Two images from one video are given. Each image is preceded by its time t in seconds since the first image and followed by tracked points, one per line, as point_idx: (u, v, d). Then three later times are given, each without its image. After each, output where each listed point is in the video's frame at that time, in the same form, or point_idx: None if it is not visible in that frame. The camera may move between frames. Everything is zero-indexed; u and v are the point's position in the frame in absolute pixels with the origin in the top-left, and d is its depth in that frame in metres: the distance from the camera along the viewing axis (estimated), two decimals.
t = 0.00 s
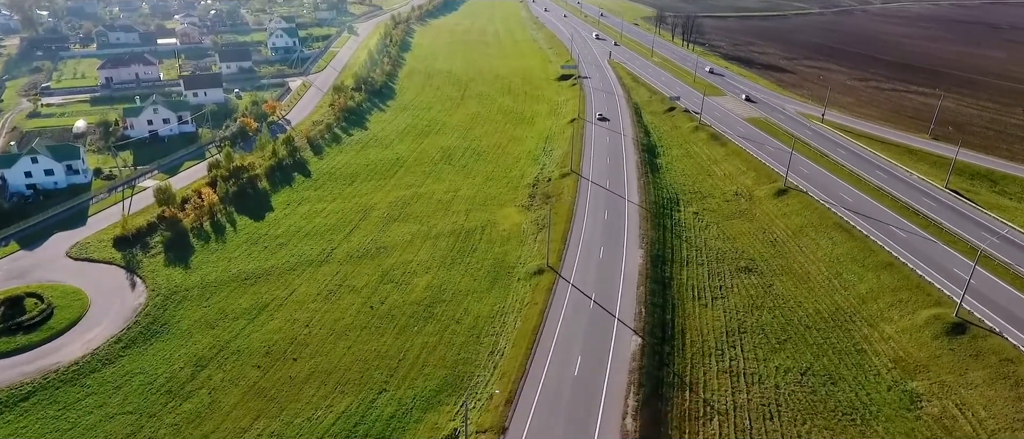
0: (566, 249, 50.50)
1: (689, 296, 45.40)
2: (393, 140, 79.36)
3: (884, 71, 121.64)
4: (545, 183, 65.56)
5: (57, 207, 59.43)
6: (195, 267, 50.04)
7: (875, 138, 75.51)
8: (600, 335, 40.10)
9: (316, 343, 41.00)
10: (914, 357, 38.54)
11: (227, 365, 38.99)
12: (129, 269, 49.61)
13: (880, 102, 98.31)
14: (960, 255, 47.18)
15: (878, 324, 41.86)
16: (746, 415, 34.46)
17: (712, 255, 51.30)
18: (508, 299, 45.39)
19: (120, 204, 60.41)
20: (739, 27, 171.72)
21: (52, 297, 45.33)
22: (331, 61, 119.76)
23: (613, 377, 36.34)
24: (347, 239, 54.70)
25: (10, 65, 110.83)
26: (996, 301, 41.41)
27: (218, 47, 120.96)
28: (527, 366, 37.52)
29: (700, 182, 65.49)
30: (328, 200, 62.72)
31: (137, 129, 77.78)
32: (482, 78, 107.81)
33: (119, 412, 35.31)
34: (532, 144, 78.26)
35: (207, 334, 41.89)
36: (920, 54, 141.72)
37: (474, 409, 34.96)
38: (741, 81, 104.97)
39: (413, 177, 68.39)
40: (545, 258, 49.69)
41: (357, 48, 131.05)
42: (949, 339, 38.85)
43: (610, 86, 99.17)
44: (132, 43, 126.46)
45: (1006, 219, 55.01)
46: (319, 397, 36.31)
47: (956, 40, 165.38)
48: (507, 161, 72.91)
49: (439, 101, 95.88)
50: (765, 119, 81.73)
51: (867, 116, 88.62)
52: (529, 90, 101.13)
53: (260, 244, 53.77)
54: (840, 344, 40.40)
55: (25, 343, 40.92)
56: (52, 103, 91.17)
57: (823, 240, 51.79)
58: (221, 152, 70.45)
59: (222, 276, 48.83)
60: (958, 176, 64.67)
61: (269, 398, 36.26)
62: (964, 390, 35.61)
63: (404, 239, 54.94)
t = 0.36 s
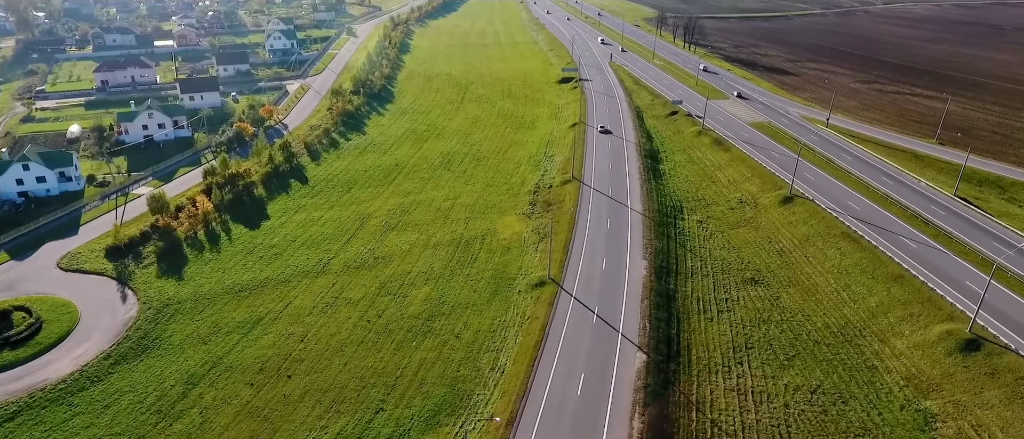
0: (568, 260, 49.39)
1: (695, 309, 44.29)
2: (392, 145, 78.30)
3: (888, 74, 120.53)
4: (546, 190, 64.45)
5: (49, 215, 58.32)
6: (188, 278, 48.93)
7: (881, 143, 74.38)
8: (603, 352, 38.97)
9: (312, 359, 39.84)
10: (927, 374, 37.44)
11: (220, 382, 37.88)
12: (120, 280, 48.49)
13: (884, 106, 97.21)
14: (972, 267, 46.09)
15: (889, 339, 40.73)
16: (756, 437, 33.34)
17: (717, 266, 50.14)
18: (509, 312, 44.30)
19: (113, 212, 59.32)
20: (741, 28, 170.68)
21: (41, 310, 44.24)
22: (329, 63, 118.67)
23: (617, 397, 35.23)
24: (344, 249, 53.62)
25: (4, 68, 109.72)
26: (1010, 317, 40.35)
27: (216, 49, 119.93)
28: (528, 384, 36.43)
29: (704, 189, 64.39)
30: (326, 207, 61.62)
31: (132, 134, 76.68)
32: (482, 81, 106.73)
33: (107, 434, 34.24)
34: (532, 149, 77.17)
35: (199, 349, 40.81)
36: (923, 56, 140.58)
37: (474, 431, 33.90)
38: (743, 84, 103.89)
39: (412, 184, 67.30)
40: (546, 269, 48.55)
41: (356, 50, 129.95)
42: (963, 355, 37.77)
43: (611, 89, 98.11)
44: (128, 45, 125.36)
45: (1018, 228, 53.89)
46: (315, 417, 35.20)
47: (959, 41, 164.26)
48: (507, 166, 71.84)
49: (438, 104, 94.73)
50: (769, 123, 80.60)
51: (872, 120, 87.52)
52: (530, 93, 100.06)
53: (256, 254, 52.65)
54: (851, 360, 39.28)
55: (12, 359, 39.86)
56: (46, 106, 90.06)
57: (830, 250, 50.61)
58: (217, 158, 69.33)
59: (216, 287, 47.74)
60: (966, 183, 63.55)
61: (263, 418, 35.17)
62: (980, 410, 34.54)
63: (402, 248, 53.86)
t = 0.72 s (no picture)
0: (571, 271, 48.23)
1: (701, 323, 43.16)
2: (391, 150, 77.17)
3: (892, 76, 119.39)
4: (547, 197, 63.30)
5: (40, 223, 57.17)
6: (181, 290, 47.73)
7: (887, 148, 73.25)
8: (607, 369, 37.85)
9: (307, 376, 38.74)
10: (941, 392, 36.37)
11: (213, 400, 36.82)
12: (112, 292, 47.31)
13: (889, 109, 96.08)
14: (985, 279, 45.00)
15: (901, 354, 39.61)
16: None
17: (723, 277, 48.99)
18: (510, 326, 43.17)
19: (106, 220, 58.15)
20: (742, 29, 169.54)
21: (29, 324, 43.26)
22: (328, 65, 117.51)
23: (622, 418, 34.17)
24: (341, 259, 52.51)
25: None
26: None
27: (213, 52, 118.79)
28: (530, 404, 35.34)
29: (708, 196, 63.26)
30: (323, 215, 60.47)
31: (127, 139, 75.52)
32: (482, 83, 105.59)
33: None
34: (533, 154, 76.04)
35: (191, 365, 39.74)
36: (927, 58, 139.42)
37: None
38: (746, 87, 102.73)
39: (411, 190, 66.19)
40: (548, 281, 47.38)
41: (355, 52, 128.77)
42: (978, 374, 36.70)
43: (613, 92, 96.96)
44: (124, 47, 124.17)
45: None
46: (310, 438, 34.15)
47: (963, 42, 163.12)
48: (507, 172, 70.72)
49: (437, 108, 93.56)
50: (773, 128, 79.45)
51: (877, 124, 86.40)
52: (530, 96, 98.92)
53: (251, 264, 51.51)
54: (862, 377, 38.16)
55: None
56: (40, 110, 88.85)
57: (839, 260, 49.45)
58: (213, 164, 68.14)
59: (209, 299, 46.62)
60: (975, 190, 62.45)
61: None
62: (996, 431, 33.52)
63: (401, 258, 52.72)
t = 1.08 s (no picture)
0: (573, 282, 47.10)
1: (707, 338, 42.02)
2: (389, 155, 76.02)
3: (895, 78, 118.35)
4: (548, 205, 62.25)
5: (32, 232, 56.06)
6: (174, 302, 46.58)
7: (893, 154, 72.14)
8: (611, 387, 36.75)
9: (302, 394, 37.66)
10: (956, 412, 35.30)
11: (204, 421, 35.77)
12: (103, 305, 46.20)
13: (894, 113, 94.95)
14: (998, 293, 43.94)
15: (914, 371, 38.50)
16: None
17: (729, 289, 47.83)
18: (511, 340, 42.04)
19: (98, 229, 57.01)
20: (744, 31, 168.36)
21: (17, 338, 42.19)
22: (326, 68, 116.35)
23: None
24: (338, 269, 51.38)
25: None
26: None
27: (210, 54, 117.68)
28: (532, 426, 34.29)
29: (713, 203, 62.11)
30: (320, 223, 59.27)
31: (121, 145, 74.40)
32: (482, 86, 104.45)
33: None
34: (534, 159, 74.93)
35: (183, 382, 38.67)
36: (931, 60, 138.30)
37: None
38: (749, 90, 101.59)
39: (409, 197, 65.07)
40: (550, 293, 46.30)
41: (353, 54, 127.59)
42: (993, 394, 35.65)
43: (615, 96, 95.82)
44: (121, 49, 123.03)
45: None
46: None
47: (966, 44, 161.96)
48: (508, 178, 69.64)
49: (437, 111, 92.49)
50: (777, 133, 78.26)
51: (882, 129, 85.24)
52: (530, 100, 97.78)
53: (246, 276, 50.37)
54: (874, 395, 37.04)
55: None
56: (34, 114, 87.73)
57: (847, 272, 48.33)
58: (209, 170, 67.00)
59: (202, 312, 45.52)
60: (985, 198, 61.28)
61: None
62: None
63: (399, 268, 51.61)
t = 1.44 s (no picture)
0: (575, 295, 45.95)
1: (714, 353, 40.93)
2: (388, 161, 74.96)
3: (899, 81, 117.30)
4: (549, 213, 61.14)
5: (22, 241, 54.92)
6: (166, 316, 45.50)
7: (900, 160, 71.02)
8: (615, 407, 35.63)
9: (296, 413, 36.59)
10: (972, 433, 34.19)
11: None
12: (94, 318, 45.08)
13: (898, 117, 93.92)
14: (1012, 308, 42.83)
15: (927, 389, 37.39)
16: None
17: (735, 301, 46.68)
18: (512, 356, 40.93)
19: (91, 238, 55.85)
20: (746, 32, 167.26)
21: (4, 354, 41.15)
22: (324, 70, 115.23)
23: None
24: (335, 280, 50.27)
25: None
26: None
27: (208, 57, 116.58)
28: None
29: (717, 211, 60.99)
30: (317, 231, 58.20)
31: (116, 150, 73.28)
32: (482, 89, 103.40)
33: None
34: (535, 165, 73.86)
35: (174, 401, 37.58)
36: (934, 62, 137.24)
37: None
38: (752, 93, 100.48)
39: (408, 204, 63.99)
40: (551, 306, 45.16)
41: (352, 56, 126.51)
42: (1010, 414, 34.57)
43: (616, 99, 94.74)
44: (118, 51, 121.87)
45: None
46: None
47: (970, 46, 160.90)
48: (508, 184, 68.57)
49: (436, 115, 91.36)
50: (782, 138, 77.10)
51: (887, 134, 84.18)
52: (531, 103, 96.69)
53: (241, 287, 49.26)
54: (887, 414, 35.90)
55: None
56: (28, 118, 86.58)
57: (856, 283, 47.20)
58: (204, 177, 65.83)
59: (196, 326, 44.41)
60: (994, 206, 60.19)
61: None
62: None
63: (397, 278, 50.52)
